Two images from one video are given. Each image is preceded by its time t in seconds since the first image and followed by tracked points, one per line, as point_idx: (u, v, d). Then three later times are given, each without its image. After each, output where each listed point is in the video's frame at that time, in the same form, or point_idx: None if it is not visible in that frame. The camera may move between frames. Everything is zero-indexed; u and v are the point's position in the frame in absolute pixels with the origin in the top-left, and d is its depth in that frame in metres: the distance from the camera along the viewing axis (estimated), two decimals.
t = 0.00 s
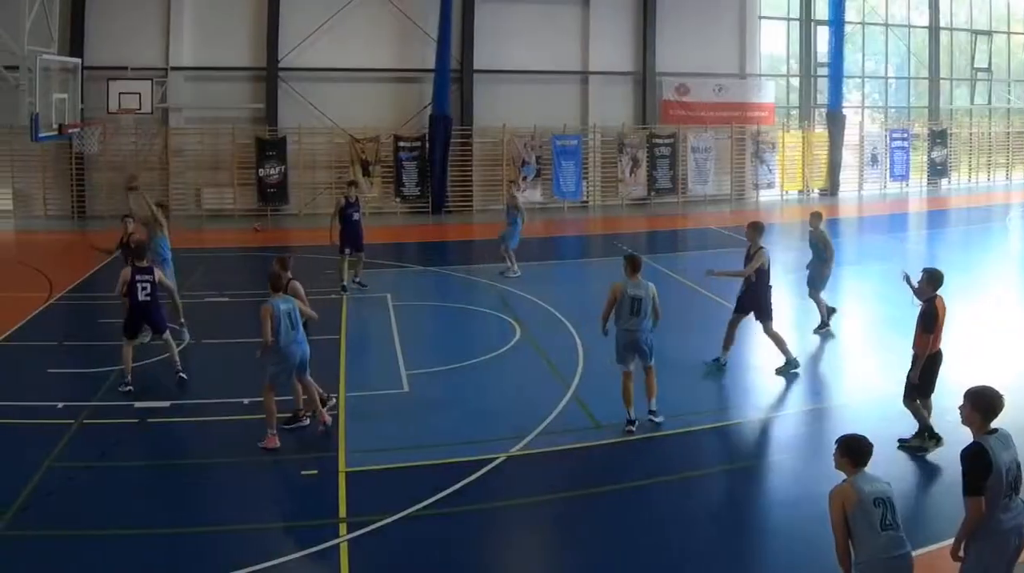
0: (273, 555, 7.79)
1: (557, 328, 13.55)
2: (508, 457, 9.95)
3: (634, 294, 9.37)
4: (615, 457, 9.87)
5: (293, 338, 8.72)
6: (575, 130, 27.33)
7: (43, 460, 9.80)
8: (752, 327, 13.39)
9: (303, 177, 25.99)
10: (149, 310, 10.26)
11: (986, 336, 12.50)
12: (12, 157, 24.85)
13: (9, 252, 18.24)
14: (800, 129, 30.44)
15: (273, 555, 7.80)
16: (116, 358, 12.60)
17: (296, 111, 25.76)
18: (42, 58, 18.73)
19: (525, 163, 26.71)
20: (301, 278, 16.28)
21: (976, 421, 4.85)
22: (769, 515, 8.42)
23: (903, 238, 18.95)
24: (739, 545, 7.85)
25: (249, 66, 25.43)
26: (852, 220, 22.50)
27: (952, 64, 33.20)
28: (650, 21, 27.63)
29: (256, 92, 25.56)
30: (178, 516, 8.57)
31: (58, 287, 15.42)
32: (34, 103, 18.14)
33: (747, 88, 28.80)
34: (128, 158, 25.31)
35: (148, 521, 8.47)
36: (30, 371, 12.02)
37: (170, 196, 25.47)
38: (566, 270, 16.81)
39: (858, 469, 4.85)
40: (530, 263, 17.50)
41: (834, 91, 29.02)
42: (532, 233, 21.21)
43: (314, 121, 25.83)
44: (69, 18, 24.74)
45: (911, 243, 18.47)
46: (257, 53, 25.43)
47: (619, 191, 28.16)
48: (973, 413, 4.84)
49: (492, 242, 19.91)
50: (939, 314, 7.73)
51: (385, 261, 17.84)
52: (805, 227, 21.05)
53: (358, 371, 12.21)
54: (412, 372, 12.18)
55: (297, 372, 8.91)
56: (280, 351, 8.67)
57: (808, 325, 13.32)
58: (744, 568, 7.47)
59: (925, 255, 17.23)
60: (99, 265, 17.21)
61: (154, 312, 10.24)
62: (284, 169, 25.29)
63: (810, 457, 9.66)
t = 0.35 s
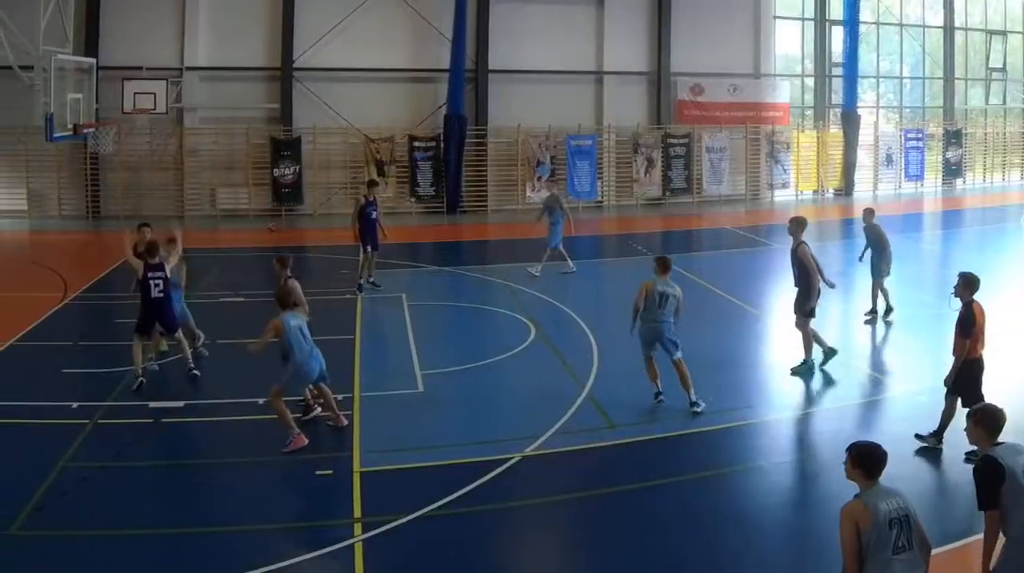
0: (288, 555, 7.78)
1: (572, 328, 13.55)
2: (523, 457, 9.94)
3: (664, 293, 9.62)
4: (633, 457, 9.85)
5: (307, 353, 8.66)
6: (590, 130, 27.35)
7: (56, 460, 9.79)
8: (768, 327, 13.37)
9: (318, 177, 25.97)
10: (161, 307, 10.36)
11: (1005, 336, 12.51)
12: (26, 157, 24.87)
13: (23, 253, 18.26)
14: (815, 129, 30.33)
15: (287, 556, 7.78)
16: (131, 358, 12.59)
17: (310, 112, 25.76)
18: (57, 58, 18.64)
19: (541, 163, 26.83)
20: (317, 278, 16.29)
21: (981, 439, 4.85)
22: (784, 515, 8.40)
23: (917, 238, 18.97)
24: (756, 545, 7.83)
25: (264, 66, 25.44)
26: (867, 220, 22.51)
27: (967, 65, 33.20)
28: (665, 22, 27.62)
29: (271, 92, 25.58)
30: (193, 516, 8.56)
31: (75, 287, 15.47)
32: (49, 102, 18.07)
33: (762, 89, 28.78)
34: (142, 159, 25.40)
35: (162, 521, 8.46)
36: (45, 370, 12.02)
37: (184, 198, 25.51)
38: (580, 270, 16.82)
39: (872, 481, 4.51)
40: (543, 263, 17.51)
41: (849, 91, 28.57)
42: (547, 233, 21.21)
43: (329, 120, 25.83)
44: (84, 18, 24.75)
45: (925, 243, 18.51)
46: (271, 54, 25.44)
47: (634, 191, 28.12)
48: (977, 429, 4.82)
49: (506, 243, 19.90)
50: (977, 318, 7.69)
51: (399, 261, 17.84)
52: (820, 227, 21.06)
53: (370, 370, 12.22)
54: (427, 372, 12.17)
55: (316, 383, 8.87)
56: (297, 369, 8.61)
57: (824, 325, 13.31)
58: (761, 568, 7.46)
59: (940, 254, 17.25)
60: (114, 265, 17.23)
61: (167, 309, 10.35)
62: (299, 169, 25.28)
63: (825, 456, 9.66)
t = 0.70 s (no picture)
0: (299, 555, 7.78)
1: (586, 328, 13.56)
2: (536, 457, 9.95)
3: (643, 286, 10.81)
4: (648, 457, 9.87)
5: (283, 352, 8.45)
6: (604, 130, 27.37)
7: (68, 460, 9.78)
8: (781, 326, 13.38)
9: (331, 177, 25.95)
10: (182, 310, 10.47)
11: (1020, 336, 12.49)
12: (41, 157, 25.07)
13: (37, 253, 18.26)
14: (828, 130, 30.23)
15: (301, 555, 7.77)
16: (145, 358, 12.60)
17: (323, 112, 25.75)
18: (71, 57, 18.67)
19: (554, 163, 26.77)
20: (331, 278, 16.30)
21: (973, 470, 4.77)
22: (796, 516, 8.40)
23: (932, 239, 18.95)
24: (768, 545, 7.83)
25: (277, 66, 25.45)
26: (881, 220, 22.49)
27: (980, 65, 33.18)
28: (678, 22, 27.58)
29: (284, 92, 25.57)
30: (208, 516, 8.56)
31: (90, 287, 15.45)
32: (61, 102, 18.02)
33: (775, 89, 28.74)
34: (155, 158, 25.40)
35: (174, 521, 8.45)
36: (58, 371, 12.04)
37: (196, 197, 25.52)
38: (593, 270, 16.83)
39: (898, 486, 4.54)
40: (552, 263, 17.49)
41: (862, 91, 28.90)
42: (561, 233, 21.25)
43: (343, 121, 25.86)
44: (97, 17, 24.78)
45: (939, 243, 18.52)
46: (284, 53, 25.45)
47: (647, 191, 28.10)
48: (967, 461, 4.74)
49: (519, 243, 19.90)
50: (1006, 315, 7.81)
51: (413, 261, 17.86)
52: (834, 227, 21.04)
53: (383, 370, 12.23)
54: (440, 372, 12.17)
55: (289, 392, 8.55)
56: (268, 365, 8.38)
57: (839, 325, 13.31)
58: (773, 568, 7.46)
59: (955, 255, 17.23)
60: (128, 265, 17.24)
61: (188, 313, 10.47)
62: (313, 169, 25.24)
63: (835, 456, 9.67)
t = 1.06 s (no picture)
0: (312, 556, 7.77)
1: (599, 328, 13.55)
2: (550, 457, 9.95)
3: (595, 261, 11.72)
4: (662, 457, 9.87)
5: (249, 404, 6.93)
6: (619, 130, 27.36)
7: (82, 460, 9.78)
8: (794, 326, 13.38)
9: (345, 177, 26.01)
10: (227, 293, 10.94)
11: None
12: (54, 158, 25.19)
13: (51, 252, 18.30)
14: (842, 129, 30.18)
15: (312, 556, 7.78)
16: (160, 357, 12.61)
17: (336, 112, 25.75)
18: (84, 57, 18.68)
19: (567, 163, 26.76)
20: (345, 278, 16.31)
21: (987, 468, 4.74)
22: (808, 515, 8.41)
23: (944, 239, 18.96)
24: (778, 544, 7.83)
25: (290, 66, 25.46)
26: (894, 220, 22.47)
27: (994, 65, 33.16)
28: (692, 22, 27.57)
29: (298, 92, 25.58)
30: (220, 515, 8.55)
31: (108, 287, 15.49)
32: (75, 102, 18.04)
33: (789, 88, 28.70)
34: (169, 158, 25.43)
35: (187, 521, 8.45)
36: (72, 371, 12.05)
37: (209, 197, 25.59)
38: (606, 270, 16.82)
39: (914, 495, 4.49)
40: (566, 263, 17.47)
41: (875, 91, 28.92)
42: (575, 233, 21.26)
43: (356, 121, 25.85)
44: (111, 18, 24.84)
45: (952, 242, 18.51)
46: (298, 53, 25.45)
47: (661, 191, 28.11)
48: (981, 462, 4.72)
49: (533, 243, 19.90)
50: None
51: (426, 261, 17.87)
52: (847, 227, 21.03)
53: (397, 370, 12.23)
54: (453, 372, 12.18)
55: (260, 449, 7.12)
56: (228, 420, 6.93)
57: (852, 324, 13.29)
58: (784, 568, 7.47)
59: (967, 255, 17.23)
60: (143, 265, 17.26)
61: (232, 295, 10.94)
62: (326, 169, 25.21)
63: (847, 456, 9.66)
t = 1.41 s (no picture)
0: (324, 556, 7.75)
1: (613, 328, 13.56)
2: (565, 457, 9.94)
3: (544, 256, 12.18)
4: (679, 457, 9.85)
5: (231, 426, 6.32)
6: (634, 130, 27.33)
7: (96, 460, 9.77)
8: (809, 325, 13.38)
9: (360, 178, 26.01)
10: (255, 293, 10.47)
11: None
12: (69, 157, 25.25)
13: (67, 252, 18.32)
14: (857, 129, 30.11)
15: (325, 556, 7.75)
16: (176, 356, 12.60)
17: (350, 112, 25.75)
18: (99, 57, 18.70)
19: (582, 163, 26.64)
20: (360, 278, 16.32)
21: None
22: (825, 515, 8.41)
23: (958, 239, 18.98)
24: (795, 544, 7.83)
25: (304, 66, 25.47)
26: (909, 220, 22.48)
27: (1009, 65, 33.11)
28: (707, 22, 27.56)
29: (312, 92, 25.57)
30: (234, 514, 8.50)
31: (129, 286, 15.52)
32: (90, 102, 18.07)
33: (803, 88, 28.68)
34: (184, 158, 25.44)
35: (203, 521, 8.40)
36: (87, 371, 12.04)
37: (225, 196, 25.58)
38: (621, 270, 16.82)
39: (938, 491, 4.41)
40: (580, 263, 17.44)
41: (890, 91, 29.01)
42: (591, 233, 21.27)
43: (371, 121, 25.85)
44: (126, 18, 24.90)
45: (966, 243, 18.51)
46: (312, 53, 25.45)
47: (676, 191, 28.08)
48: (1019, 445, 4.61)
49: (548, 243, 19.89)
50: None
51: (442, 261, 17.88)
52: (861, 228, 21.06)
53: (412, 370, 12.22)
54: (467, 371, 12.19)
55: (237, 484, 6.42)
56: (208, 439, 6.35)
57: (866, 324, 13.29)
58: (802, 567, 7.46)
59: (982, 255, 17.24)
60: (160, 265, 17.27)
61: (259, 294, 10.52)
62: (341, 169, 25.17)
63: (863, 456, 9.66)
